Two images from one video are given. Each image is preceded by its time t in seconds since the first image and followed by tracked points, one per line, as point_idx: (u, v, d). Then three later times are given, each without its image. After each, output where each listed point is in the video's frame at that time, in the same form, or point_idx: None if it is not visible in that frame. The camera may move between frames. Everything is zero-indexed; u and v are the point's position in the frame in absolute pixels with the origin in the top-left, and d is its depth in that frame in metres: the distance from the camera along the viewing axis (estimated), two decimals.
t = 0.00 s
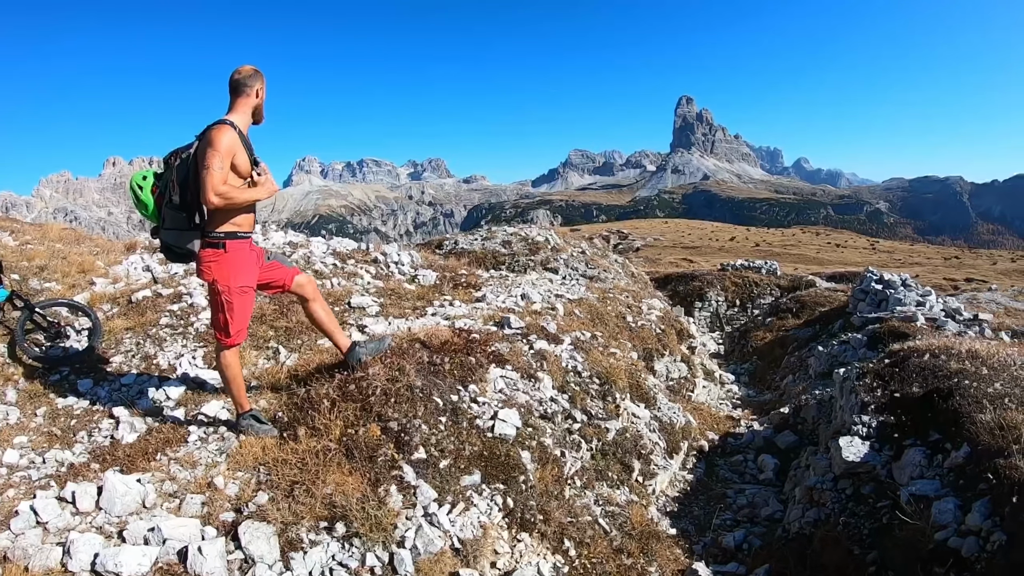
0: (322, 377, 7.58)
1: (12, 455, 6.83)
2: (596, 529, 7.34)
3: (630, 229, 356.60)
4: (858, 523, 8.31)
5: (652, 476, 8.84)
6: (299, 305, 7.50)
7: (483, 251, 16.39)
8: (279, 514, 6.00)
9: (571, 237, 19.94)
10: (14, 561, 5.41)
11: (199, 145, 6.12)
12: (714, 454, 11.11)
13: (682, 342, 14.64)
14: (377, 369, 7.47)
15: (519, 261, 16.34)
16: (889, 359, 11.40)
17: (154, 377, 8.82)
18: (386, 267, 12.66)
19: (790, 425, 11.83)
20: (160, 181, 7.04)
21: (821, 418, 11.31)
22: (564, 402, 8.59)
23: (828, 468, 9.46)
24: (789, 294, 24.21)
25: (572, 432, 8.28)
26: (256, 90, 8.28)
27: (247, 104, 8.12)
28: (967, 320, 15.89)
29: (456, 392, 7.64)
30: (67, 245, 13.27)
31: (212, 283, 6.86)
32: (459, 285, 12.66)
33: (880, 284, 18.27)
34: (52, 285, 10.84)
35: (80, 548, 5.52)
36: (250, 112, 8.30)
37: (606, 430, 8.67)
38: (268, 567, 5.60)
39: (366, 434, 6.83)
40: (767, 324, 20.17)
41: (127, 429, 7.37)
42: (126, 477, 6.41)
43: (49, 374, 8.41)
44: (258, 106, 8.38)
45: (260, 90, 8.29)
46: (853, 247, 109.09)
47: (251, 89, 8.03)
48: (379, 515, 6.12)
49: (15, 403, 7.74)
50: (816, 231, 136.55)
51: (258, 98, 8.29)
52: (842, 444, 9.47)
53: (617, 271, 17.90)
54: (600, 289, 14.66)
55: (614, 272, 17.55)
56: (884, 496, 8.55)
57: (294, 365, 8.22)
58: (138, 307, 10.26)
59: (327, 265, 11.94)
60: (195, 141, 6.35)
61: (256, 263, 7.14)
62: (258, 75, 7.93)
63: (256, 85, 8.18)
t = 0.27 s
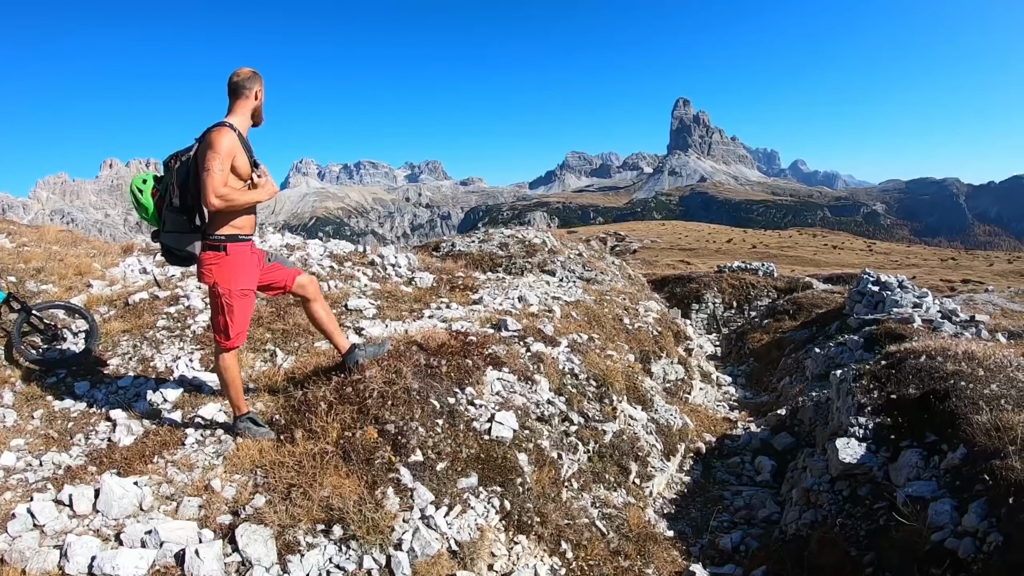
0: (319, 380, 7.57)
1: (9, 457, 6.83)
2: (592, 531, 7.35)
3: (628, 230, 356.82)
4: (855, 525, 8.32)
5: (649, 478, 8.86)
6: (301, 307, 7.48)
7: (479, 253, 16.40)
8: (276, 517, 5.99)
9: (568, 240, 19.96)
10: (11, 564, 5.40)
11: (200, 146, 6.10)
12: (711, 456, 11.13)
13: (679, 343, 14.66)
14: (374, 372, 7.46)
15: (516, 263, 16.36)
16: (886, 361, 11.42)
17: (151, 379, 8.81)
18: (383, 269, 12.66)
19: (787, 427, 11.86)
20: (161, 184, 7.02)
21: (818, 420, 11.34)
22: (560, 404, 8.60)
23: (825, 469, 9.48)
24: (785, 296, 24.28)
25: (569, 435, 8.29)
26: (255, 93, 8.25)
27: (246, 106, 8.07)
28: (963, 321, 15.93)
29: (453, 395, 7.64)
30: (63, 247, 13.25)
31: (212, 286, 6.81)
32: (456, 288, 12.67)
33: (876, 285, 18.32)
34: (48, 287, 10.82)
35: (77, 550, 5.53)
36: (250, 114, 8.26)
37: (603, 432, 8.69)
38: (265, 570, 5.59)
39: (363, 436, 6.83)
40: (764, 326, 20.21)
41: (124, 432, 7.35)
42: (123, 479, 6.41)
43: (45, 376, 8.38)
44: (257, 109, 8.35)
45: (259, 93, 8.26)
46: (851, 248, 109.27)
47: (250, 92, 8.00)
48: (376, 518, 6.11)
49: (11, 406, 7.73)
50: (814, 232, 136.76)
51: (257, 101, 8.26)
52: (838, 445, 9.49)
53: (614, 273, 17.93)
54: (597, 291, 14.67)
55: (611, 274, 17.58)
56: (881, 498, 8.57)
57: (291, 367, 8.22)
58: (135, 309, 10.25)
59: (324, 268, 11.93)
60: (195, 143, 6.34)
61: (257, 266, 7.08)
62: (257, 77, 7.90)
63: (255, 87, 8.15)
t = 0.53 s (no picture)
0: (319, 385, 7.57)
1: (9, 462, 6.84)
2: (592, 535, 7.34)
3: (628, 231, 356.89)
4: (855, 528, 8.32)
5: (649, 482, 8.86)
6: (303, 311, 7.45)
7: (479, 257, 16.42)
8: (276, 522, 5.99)
9: (567, 244, 19.97)
10: (11, 568, 5.41)
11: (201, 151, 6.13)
12: (711, 460, 11.13)
13: (679, 347, 14.67)
14: (373, 376, 7.46)
15: (516, 267, 16.37)
16: (885, 364, 11.43)
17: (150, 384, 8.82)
18: (383, 274, 12.68)
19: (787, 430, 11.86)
20: (162, 189, 7.04)
21: (818, 423, 11.35)
22: (560, 408, 8.60)
23: (825, 472, 9.48)
24: (785, 299, 24.30)
25: (568, 439, 8.29)
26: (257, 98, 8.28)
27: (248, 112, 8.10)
28: (963, 324, 15.95)
29: (453, 399, 7.64)
30: (63, 252, 13.27)
31: (213, 291, 6.81)
32: (456, 292, 12.68)
33: (876, 288, 18.34)
34: (48, 291, 10.83)
35: (76, 555, 5.53)
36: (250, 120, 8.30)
37: (603, 436, 8.69)
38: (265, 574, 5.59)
39: (362, 441, 6.82)
40: (764, 329, 20.23)
41: (124, 436, 7.34)
42: (122, 484, 6.42)
43: (45, 381, 8.38)
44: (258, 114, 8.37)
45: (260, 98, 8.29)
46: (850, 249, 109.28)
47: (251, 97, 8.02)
48: (376, 522, 6.11)
49: (11, 410, 7.72)
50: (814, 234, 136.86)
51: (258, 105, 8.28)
52: (838, 448, 9.49)
53: (613, 277, 17.95)
54: (597, 295, 14.68)
55: (610, 278, 17.60)
56: (881, 500, 8.58)
57: (291, 372, 8.21)
58: (135, 314, 10.26)
59: (323, 272, 11.95)
60: (196, 148, 6.35)
61: (258, 271, 7.08)
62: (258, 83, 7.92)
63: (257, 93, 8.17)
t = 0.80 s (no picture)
0: (323, 389, 7.57)
1: (12, 462, 6.86)
2: (596, 541, 7.32)
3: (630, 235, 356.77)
4: (859, 535, 8.30)
5: (652, 489, 8.84)
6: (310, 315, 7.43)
7: (484, 263, 16.44)
8: (280, 525, 5.99)
9: (572, 250, 19.98)
10: (14, 568, 5.42)
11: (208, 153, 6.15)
12: (715, 467, 11.10)
13: (683, 354, 14.65)
14: (378, 381, 7.45)
15: (520, 273, 16.37)
16: (890, 372, 11.40)
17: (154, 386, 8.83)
18: (388, 279, 12.70)
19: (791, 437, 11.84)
20: (170, 192, 7.06)
21: (822, 431, 11.32)
22: (564, 414, 8.59)
23: (828, 480, 9.46)
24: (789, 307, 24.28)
25: (572, 445, 8.28)
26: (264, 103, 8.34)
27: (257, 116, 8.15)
28: (967, 332, 15.91)
29: (458, 405, 7.64)
30: (69, 254, 13.32)
31: (219, 295, 6.82)
32: (460, 298, 12.69)
33: (880, 296, 18.32)
34: (53, 292, 10.85)
35: (79, 556, 5.53)
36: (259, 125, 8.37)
37: (607, 443, 8.68)
38: None
39: (367, 445, 6.81)
40: (768, 337, 20.20)
41: (128, 438, 7.34)
42: (126, 486, 6.42)
43: (49, 382, 8.39)
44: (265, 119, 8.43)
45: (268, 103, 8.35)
46: (854, 256, 109.06)
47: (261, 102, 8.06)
48: (380, 526, 6.10)
49: (15, 410, 7.73)
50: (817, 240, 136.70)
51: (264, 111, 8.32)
52: (842, 456, 9.45)
53: (617, 284, 17.94)
54: (601, 302, 14.68)
55: (614, 285, 17.60)
56: (885, 508, 8.55)
57: (295, 376, 8.21)
58: (140, 316, 10.29)
59: (328, 277, 11.97)
60: (202, 150, 6.36)
61: (264, 275, 7.09)
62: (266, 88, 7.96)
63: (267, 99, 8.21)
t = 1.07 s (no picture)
0: (333, 394, 7.57)
1: (23, 462, 6.91)
2: (605, 549, 7.29)
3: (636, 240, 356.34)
4: (868, 546, 8.25)
5: (661, 498, 8.82)
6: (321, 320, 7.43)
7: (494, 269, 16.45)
8: (289, 529, 5.99)
9: (581, 257, 19.99)
10: (23, 567, 5.45)
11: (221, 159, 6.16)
12: (723, 476, 11.03)
13: (692, 363, 14.60)
14: (388, 387, 7.45)
15: (530, 280, 16.38)
16: (900, 381, 11.32)
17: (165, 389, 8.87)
18: (398, 285, 12.74)
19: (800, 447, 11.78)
20: (183, 196, 7.08)
21: (831, 440, 11.26)
22: (574, 422, 8.56)
23: (837, 490, 9.41)
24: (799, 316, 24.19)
25: (582, 453, 8.26)
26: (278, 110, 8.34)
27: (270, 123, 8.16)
28: (978, 341, 15.82)
29: (468, 411, 7.64)
30: (82, 256, 13.43)
31: (231, 299, 6.85)
32: (470, 305, 12.70)
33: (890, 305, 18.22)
34: (65, 294, 10.91)
35: (89, 556, 5.56)
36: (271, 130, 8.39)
37: (616, 451, 8.66)
38: None
39: (377, 451, 6.80)
40: (777, 346, 20.12)
41: (138, 440, 7.35)
42: (136, 488, 6.44)
43: (60, 383, 8.43)
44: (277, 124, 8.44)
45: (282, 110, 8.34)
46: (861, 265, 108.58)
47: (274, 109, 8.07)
48: (389, 532, 6.09)
49: (26, 411, 7.77)
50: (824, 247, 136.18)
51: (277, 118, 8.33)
52: (852, 466, 9.39)
53: (626, 292, 17.92)
54: (611, 310, 14.65)
55: (623, 292, 17.58)
56: (894, 519, 8.51)
57: (306, 380, 8.21)
58: (150, 319, 10.35)
59: (338, 282, 12.01)
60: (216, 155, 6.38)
61: (276, 279, 7.11)
62: (279, 94, 7.91)
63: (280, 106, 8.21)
